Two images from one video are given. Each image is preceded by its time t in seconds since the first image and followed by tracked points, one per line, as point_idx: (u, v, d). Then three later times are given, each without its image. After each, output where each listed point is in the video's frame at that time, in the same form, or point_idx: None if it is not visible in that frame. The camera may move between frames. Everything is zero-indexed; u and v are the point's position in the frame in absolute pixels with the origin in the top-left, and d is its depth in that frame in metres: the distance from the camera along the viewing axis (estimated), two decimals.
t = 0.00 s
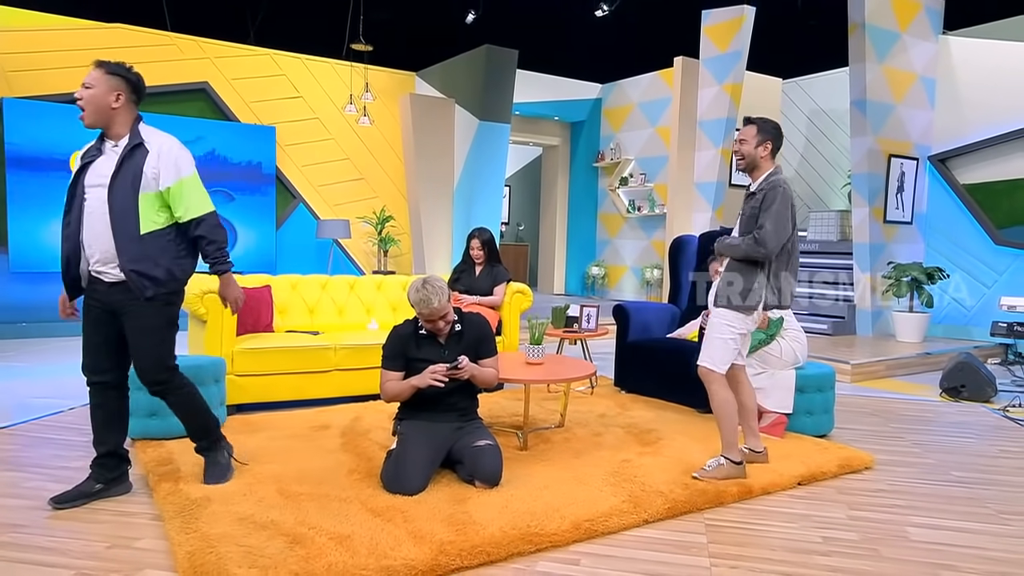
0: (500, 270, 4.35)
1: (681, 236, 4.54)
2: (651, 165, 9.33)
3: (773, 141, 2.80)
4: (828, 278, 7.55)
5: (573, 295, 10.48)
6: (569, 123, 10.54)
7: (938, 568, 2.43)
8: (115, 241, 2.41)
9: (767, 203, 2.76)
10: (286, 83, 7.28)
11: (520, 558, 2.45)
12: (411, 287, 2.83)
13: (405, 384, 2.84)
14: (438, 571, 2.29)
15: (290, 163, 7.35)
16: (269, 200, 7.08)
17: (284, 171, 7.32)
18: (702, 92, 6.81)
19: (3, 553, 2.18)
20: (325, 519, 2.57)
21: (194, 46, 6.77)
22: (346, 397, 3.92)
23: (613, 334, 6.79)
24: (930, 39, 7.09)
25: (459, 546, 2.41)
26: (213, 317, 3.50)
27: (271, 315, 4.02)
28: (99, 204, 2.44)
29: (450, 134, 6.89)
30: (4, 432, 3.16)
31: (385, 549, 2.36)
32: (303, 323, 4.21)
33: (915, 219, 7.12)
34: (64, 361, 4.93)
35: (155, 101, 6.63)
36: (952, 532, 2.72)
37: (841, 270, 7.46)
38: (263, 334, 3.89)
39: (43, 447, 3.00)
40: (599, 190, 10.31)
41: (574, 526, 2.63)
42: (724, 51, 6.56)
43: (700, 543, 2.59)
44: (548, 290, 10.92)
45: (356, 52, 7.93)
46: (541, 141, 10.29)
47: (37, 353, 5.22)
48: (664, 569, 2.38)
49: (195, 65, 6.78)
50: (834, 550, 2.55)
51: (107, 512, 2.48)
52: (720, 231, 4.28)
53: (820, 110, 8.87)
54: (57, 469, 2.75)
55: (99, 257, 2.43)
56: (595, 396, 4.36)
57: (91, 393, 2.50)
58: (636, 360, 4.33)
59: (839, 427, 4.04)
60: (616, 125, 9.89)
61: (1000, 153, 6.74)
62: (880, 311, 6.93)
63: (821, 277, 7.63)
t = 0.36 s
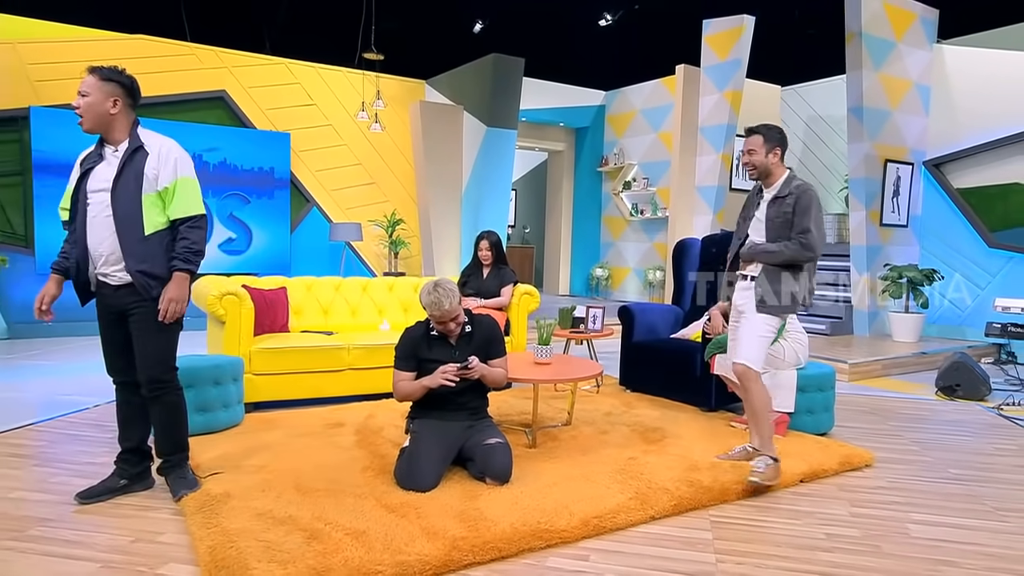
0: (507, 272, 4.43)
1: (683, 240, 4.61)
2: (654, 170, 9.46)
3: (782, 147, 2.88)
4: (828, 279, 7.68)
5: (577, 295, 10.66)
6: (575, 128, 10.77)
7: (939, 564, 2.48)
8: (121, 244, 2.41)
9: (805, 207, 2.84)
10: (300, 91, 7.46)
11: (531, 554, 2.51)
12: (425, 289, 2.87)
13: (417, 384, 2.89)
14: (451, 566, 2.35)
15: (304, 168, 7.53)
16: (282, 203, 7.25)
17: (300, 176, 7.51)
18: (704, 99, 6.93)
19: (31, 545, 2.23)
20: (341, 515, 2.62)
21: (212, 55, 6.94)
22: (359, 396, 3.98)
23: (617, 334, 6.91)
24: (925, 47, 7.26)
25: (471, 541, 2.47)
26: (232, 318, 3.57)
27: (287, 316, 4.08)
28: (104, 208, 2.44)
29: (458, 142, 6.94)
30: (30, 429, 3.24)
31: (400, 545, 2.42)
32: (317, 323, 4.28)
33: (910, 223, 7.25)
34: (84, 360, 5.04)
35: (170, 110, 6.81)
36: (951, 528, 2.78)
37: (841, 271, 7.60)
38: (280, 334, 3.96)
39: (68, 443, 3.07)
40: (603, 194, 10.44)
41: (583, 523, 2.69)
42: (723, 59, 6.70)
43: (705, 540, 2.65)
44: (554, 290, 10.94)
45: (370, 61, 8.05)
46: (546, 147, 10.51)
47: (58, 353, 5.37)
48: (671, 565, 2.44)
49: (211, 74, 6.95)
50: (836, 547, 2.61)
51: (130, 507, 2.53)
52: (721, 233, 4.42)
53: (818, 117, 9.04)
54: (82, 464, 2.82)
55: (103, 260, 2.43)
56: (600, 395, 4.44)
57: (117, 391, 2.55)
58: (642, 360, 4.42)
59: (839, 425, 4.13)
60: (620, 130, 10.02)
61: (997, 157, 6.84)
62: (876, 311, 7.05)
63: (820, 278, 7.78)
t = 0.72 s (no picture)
0: (516, 273, 4.50)
1: (691, 242, 4.70)
2: (660, 174, 9.57)
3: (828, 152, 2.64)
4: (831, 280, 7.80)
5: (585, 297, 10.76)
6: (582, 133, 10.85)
7: (946, 562, 2.50)
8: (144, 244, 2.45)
9: (862, 222, 2.62)
10: (316, 97, 7.61)
11: (543, 551, 2.54)
12: (438, 296, 2.91)
13: (432, 384, 2.93)
14: (467, 562, 2.38)
15: (319, 172, 7.65)
16: (297, 206, 7.36)
17: (314, 179, 7.63)
18: (709, 104, 7.05)
19: (58, 539, 2.28)
20: (358, 512, 2.66)
21: (233, 64, 7.06)
22: (373, 395, 4.07)
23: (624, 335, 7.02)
24: (926, 54, 7.29)
25: (486, 538, 2.51)
26: (252, 318, 3.68)
27: (304, 316, 4.18)
28: (128, 209, 2.48)
29: (469, 147, 7.07)
30: (59, 426, 3.35)
31: (416, 541, 2.46)
32: (332, 323, 4.37)
33: (912, 225, 7.35)
34: (107, 360, 5.20)
35: (192, 117, 6.89)
36: (958, 527, 2.81)
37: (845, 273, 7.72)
38: (297, 334, 4.06)
39: (94, 439, 3.18)
40: (611, 197, 10.56)
41: (595, 520, 2.73)
42: (728, 66, 6.78)
43: (715, 538, 2.69)
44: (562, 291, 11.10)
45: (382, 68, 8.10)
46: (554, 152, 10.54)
47: (85, 352, 5.55)
48: (681, 563, 2.46)
49: (231, 81, 7.06)
50: (845, 545, 2.63)
51: (154, 502, 2.59)
52: (727, 236, 4.47)
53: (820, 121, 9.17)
54: (109, 460, 2.91)
55: (126, 260, 2.48)
56: (609, 394, 4.50)
57: (143, 391, 2.62)
58: (650, 360, 4.49)
59: (843, 425, 4.20)
60: (626, 135, 10.12)
61: (997, 161, 6.98)
62: (878, 312, 7.15)
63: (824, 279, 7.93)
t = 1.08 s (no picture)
0: (523, 274, 4.57)
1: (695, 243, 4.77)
2: (664, 176, 9.65)
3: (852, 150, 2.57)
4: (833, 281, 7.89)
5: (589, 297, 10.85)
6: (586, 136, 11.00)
7: (951, 560, 2.50)
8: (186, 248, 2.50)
9: (889, 218, 2.58)
10: (326, 102, 7.75)
11: (554, 549, 2.51)
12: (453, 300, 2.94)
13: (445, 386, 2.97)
14: (477, 560, 2.34)
15: (329, 175, 7.76)
16: (307, 208, 7.46)
17: (324, 182, 7.73)
18: (712, 108, 7.12)
19: (75, 534, 2.31)
20: (369, 509, 2.65)
21: (244, 69, 7.21)
22: (383, 394, 4.13)
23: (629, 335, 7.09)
24: (926, 58, 7.31)
25: (496, 536, 2.48)
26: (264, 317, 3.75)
27: (315, 317, 4.24)
28: (166, 212, 2.51)
29: (475, 151, 7.11)
30: (77, 424, 3.44)
31: (427, 539, 2.42)
32: (343, 323, 4.43)
33: (912, 227, 7.44)
34: (123, 358, 5.32)
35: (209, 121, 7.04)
36: (962, 526, 2.83)
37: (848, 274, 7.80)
38: (309, 334, 4.12)
39: (110, 436, 3.28)
40: (616, 200, 10.58)
41: (604, 518, 2.71)
42: (730, 70, 6.86)
43: (722, 536, 2.67)
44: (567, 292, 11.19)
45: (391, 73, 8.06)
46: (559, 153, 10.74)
47: (100, 350, 5.65)
48: (689, 559, 2.46)
49: (242, 86, 7.20)
50: (851, 543, 2.62)
51: (170, 499, 2.62)
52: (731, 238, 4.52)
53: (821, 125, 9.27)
54: (127, 457, 2.98)
55: (163, 262, 2.50)
56: (615, 393, 4.55)
57: (160, 390, 2.63)
58: (655, 360, 4.55)
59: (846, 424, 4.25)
60: (631, 138, 10.19)
61: (1000, 163, 7.09)
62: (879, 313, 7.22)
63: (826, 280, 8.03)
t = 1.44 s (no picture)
0: (528, 274, 4.58)
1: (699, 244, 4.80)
2: (666, 177, 9.67)
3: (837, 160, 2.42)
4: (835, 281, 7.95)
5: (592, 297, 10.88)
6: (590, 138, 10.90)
7: (955, 559, 2.52)
8: (212, 250, 2.54)
9: (874, 232, 2.46)
10: (331, 103, 7.75)
11: (560, 547, 2.51)
12: (463, 309, 2.94)
13: (460, 394, 2.97)
14: (485, 558, 2.34)
15: (334, 176, 7.79)
16: (312, 209, 7.49)
17: (330, 183, 7.77)
18: (714, 110, 7.16)
19: (87, 532, 2.32)
20: (377, 507, 2.65)
21: (251, 71, 7.22)
22: (390, 392, 4.13)
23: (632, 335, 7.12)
24: (927, 60, 7.39)
25: (503, 535, 2.48)
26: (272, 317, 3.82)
27: (322, 317, 4.27)
28: (192, 216, 2.53)
29: (479, 150, 7.18)
30: (87, 422, 3.46)
31: (435, 537, 2.43)
32: (349, 323, 4.46)
33: (913, 228, 7.45)
34: (131, 356, 5.35)
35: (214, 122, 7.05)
36: (965, 525, 2.84)
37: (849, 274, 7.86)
38: (316, 334, 4.14)
39: (120, 435, 3.29)
40: (618, 200, 10.67)
41: (610, 517, 2.71)
42: (732, 71, 6.90)
43: (727, 535, 2.68)
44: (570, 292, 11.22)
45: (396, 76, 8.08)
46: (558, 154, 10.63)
47: (110, 349, 5.67)
48: (696, 558, 2.46)
49: (248, 89, 7.20)
50: (856, 542, 2.64)
51: (180, 497, 2.63)
52: (734, 239, 4.50)
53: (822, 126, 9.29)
54: (137, 456, 3.00)
55: (189, 264, 2.52)
56: (620, 392, 4.58)
57: (171, 389, 2.64)
58: (659, 360, 4.57)
59: (849, 424, 4.27)
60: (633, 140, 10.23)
61: (995, 165, 7.12)
62: (880, 313, 7.27)
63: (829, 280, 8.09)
